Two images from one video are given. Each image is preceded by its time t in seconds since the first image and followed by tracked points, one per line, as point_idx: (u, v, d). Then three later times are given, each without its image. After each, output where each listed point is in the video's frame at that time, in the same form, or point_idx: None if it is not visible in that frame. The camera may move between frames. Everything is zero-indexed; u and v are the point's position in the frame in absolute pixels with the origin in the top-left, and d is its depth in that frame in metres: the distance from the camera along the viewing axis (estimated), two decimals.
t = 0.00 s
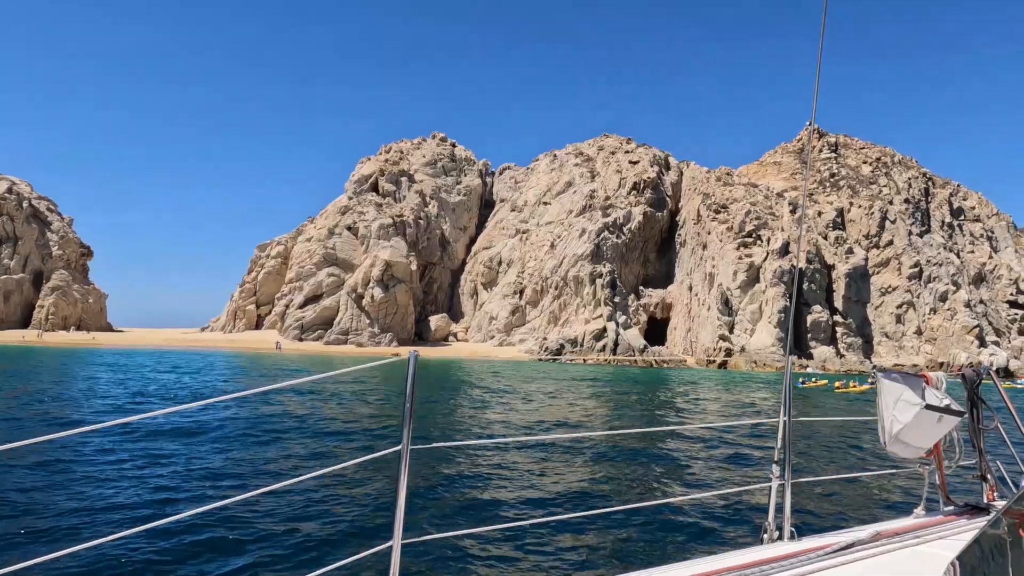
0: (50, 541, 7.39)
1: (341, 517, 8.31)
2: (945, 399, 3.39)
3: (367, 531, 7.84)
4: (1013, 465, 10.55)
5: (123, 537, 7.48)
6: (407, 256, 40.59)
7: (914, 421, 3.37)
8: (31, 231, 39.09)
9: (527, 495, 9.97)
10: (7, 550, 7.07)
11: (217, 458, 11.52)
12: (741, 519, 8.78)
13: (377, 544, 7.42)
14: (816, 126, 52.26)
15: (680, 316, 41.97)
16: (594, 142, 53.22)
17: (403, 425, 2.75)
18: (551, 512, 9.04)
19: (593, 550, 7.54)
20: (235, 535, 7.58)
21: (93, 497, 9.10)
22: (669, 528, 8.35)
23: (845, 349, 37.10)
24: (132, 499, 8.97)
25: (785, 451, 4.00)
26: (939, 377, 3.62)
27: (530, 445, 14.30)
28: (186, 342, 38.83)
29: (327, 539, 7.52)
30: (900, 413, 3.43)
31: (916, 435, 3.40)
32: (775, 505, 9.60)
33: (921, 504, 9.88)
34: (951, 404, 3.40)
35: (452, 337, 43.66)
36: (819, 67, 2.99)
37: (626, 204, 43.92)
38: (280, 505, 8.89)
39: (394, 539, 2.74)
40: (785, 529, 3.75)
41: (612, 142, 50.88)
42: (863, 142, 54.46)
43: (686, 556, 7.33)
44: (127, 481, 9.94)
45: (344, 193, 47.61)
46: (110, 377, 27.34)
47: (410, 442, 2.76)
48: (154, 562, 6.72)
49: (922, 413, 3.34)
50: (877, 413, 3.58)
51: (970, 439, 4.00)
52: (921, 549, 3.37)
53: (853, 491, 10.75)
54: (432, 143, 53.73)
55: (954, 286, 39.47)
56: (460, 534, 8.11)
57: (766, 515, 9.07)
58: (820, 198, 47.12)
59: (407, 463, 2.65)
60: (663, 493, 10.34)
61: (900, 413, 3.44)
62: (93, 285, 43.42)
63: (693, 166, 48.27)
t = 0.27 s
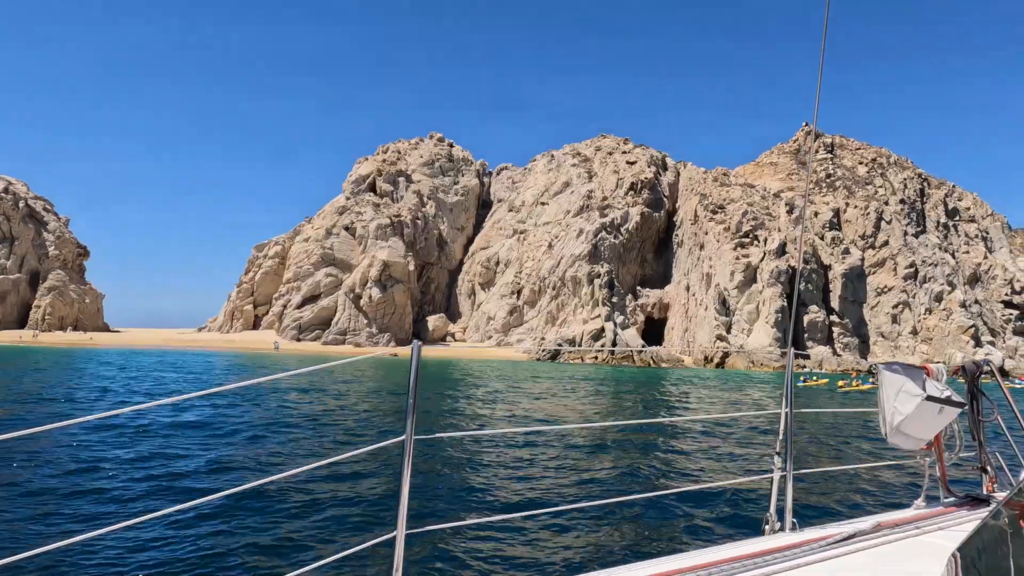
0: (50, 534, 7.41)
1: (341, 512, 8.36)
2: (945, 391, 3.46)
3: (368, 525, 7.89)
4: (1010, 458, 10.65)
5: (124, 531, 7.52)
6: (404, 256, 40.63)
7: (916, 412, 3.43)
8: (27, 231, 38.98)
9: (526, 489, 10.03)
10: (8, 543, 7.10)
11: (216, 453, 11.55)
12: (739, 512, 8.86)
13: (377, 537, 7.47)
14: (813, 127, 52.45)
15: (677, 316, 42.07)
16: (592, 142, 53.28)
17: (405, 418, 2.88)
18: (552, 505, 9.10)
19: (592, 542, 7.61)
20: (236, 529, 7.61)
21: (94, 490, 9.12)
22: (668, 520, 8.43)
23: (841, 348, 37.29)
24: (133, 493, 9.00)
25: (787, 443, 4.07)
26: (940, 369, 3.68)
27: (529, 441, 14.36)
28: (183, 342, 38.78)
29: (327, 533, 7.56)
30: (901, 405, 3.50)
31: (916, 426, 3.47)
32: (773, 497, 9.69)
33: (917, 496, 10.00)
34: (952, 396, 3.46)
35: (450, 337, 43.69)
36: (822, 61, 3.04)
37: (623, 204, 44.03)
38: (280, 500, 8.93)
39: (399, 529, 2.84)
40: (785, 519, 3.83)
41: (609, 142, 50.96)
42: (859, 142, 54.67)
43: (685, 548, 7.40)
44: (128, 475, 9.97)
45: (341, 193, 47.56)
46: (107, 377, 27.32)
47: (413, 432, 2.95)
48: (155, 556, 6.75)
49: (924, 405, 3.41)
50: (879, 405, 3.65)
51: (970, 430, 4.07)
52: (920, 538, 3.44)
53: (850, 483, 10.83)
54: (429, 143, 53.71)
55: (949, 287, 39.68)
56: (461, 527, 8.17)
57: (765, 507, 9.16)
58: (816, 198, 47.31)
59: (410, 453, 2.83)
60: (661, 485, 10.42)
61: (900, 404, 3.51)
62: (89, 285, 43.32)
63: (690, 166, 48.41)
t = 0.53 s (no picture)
0: (50, 533, 7.39)
1: (341, 509, 8.38)
2: (945, 390, 3.51)
3: (369, 523, 7.91)
4: (1008, 459, 10.71)
5: (125, 530, 7.51)
6: (402, 256, 40.65)
7: (915, 412, 3.49)
8: (24, 232, 38.86)
9: (525, 487, 10.07)
10: (9, 542, 7.08)
11: (215, 452, 11.53)
12: (738, 511, 8.91)
13: (378, 535, 7.49)
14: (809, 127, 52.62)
15: (674, 316, 42.23)
16: (589, 142, 53.31)
17: (409, 415, 2.91)
18: (549, 503, 9.15)
19: (591, 541, 7.65)
20: (237, 527, 7.62)
21: (93, 489, 9.10)
22: (667, 519, 8.47)
23: (838, 348, 37.48)
24: (132, 491, 8.99)
25: (787, 442, 4.12)
26: (940, 368, 3.73)
27: (528, 441, 14.39)
28: (180, 343, 38.70)
29: (329, 531, 7.58)
30: (901, 404, 3.55)
31: (917, 425, 3.53)
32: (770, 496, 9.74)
33: (915, 496, 10.05)
34: (952, 395, 3.52)
35: (447, 337, 43.71)
36: (825, 64, 3.08)
37: (621, 205, 44.13)
38: (281, 498, 8.94)
39: (401, 526, 2.85)
40: (786, 519, 3.87)
41: (606, 143, 50.98)
42: (855, 143, 54.88)
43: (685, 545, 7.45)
44: (127, 474, 9.95)
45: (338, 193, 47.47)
46: (104, 378, 27.26)
47: (416, 429, 2.95)
48: (158, 554, 6.75)
49: (924, 404, 3.47)
50: (879, 404, 3.71)
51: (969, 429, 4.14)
52: (919, 538, 3.48)
53: (849, 483, 10.89)
54: (427, 143, 53.59)
55: (945, 286, 39.90)
56: (460, 525, 8.20)
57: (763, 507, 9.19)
58: (813, 198, 47.50)
59: (412, 451, 2.83)
60: (659, 484, 10.47)
61: (901, 403, 3.57)
62: (86, 287, 43.22)
63: (687, 167, 48.54)
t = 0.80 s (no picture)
0: (52, 540, 7.39)
1: (342, 517, 8.40)
2: (944, 400, 3.59)
3: (370, 531, 7.95)
4: (1007, 469, 10.78)
5: (128, 537, 7.53)
6: (401, 257, 40.68)
7: (915, 422, 3.56)
8: (21, 233, 38.76)
9: (525, 495, 10.10)
10: (11, 549, 7.08)
11: (215, 457, 11.53)
12: (737, 519, 8.95)
13: (380, 543, 7.52)
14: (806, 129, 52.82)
15: (672, 317, 42.35)
16: (587, 144, 53.32)
17: (413, 424, 2.95)
18: (549, 513, 9.18)
19: (592, 549, 7.69)
20: (240, 534, 7.64)
21: (94, 494, 9.11)
22: (667, 528, 8.51)
23: (835, 349, 37.66)
24: (133, 497, 8.99)
25: (787, 451, 4.18)
26: (938, 379, 3.80)
27: (528, 446, 14.41)
28: (178, 345, 38.66)
29: (331, 538, 7.62)
30: (900, 414, 3.63)
31: (917, 435, 3.59)
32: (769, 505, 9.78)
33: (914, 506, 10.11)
34: (950, 406, 3.59)
35: (446, 338, 43.72)
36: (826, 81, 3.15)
37: (619, 206, 44.21)
38: (282, 504, 8.96)
39: (405, 535, 2.88)
40: (787, 527, 3.92)
41: (604, 144, 51.02)
42: (851, 144, 55.08)
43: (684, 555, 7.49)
44: (127, 479, 9.95)
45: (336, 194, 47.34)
46: (103, 380, 27.26)
47: (419, 439, 2.99)
48: (161, 562, 6.77)
49: (922, 414, 3.54)
50: (879, 414, 3.78)
51: (967, 439, 4.21)
52: (919, 548, 3.53)
53: (848, 492, 10.94)
54: (424, 144, 53.40)
55: (941, 287, 40.13)
56: (460, 534, 8.23)
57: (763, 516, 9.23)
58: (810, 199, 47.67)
59: (417, 461, 2.87)
60: (657, 493, 10.50)
61: (901, 414, 3.64)
62: (83, 288, 43.17)
63: (684, 168, 48.63)
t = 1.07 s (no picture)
0: (53, 545, 7.39)
1: (343, 524, 8.42)
2: (943, 413, 3.61)
3: (370, 537, 7.95)
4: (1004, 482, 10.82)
5: (127, 546, 7.53)
6: (400, 259, 40.70)
7: (914, 434, 3.58)
8: (19, 235, 38.65)
9: (525, 506, 10.11)
10: (12, 554, 7.10)
11: (215, 465, 11.53)
12: (737, 530, 9.00)
13: (380, 551, 7.53)
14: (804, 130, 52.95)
15: (671, 318, 42.44)
16: (585, 145, 53.28)
17: (414, 433, 3.02)
18: (547, 523, 9.18)
19: (591, 561, 7.71)
20: (240, 542, 7.65)
21: (93, 501, 9.10)
22: (667, 540, 8.52)
23: (834, 350, 37.80)
24: (133, 504, 9.00)
25: (787, 462, 4.19)
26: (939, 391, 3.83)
27: (528, 454, 14.40)
28: (177, 346, 38.62)
29: (333, 546, 7.63)
30: (899, 426, 3.65)
31: (915, 448, 3.61)
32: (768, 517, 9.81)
33: (912, 518, 10.15)
34: (949, 417, 3.62)
35: (445, 339, 43.70)
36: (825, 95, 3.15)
37: (618, 207, 44.25)
38: (282, 512, 8.97)
39: (405, 543, 2.98)
40: (786, 539, 3.94)
41: (603, 145, 51.01)
42: (849, 145, 55.22)
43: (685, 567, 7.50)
44: (127, 487, 9.95)
45: (335, 195, 47.19)
46: (102, 382, 27.21)
47: (421, 448, 3.05)
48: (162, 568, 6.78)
49: (921, 426, 3.57)
50: (877, 425, 3.80)
51: (967, 451, 4.25)
52: (918, 560, 3.53)
53: (846, 504, 10.96)
54: (423, 146, 53.18)
55: (938, 287, 40.31)
56: (459, 545, 8.24)
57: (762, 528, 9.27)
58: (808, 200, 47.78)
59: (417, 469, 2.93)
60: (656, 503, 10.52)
61: (899, 426, 3.66)
62: (81, 290, 43.09)
63: (683, 169, 48.73)
